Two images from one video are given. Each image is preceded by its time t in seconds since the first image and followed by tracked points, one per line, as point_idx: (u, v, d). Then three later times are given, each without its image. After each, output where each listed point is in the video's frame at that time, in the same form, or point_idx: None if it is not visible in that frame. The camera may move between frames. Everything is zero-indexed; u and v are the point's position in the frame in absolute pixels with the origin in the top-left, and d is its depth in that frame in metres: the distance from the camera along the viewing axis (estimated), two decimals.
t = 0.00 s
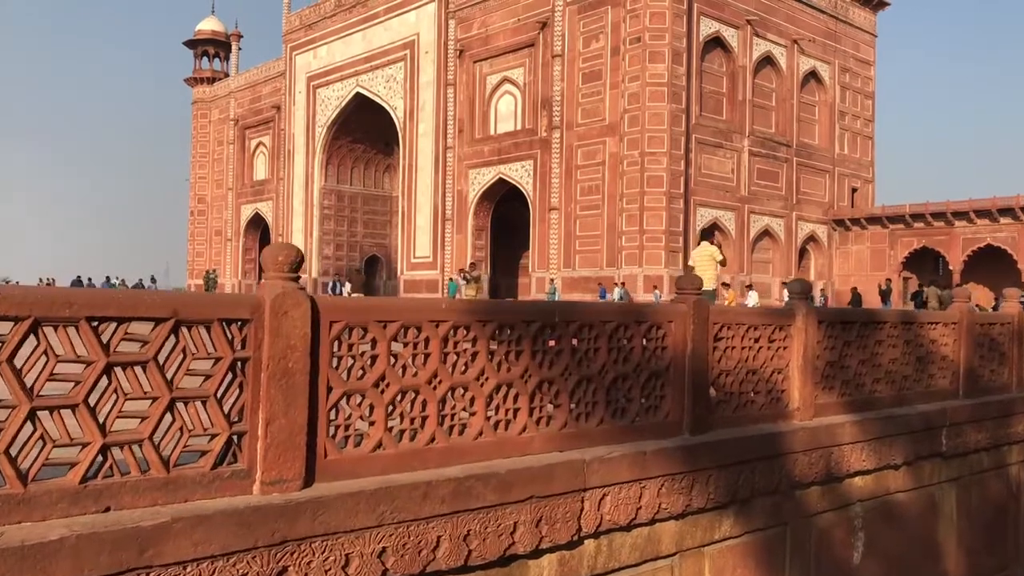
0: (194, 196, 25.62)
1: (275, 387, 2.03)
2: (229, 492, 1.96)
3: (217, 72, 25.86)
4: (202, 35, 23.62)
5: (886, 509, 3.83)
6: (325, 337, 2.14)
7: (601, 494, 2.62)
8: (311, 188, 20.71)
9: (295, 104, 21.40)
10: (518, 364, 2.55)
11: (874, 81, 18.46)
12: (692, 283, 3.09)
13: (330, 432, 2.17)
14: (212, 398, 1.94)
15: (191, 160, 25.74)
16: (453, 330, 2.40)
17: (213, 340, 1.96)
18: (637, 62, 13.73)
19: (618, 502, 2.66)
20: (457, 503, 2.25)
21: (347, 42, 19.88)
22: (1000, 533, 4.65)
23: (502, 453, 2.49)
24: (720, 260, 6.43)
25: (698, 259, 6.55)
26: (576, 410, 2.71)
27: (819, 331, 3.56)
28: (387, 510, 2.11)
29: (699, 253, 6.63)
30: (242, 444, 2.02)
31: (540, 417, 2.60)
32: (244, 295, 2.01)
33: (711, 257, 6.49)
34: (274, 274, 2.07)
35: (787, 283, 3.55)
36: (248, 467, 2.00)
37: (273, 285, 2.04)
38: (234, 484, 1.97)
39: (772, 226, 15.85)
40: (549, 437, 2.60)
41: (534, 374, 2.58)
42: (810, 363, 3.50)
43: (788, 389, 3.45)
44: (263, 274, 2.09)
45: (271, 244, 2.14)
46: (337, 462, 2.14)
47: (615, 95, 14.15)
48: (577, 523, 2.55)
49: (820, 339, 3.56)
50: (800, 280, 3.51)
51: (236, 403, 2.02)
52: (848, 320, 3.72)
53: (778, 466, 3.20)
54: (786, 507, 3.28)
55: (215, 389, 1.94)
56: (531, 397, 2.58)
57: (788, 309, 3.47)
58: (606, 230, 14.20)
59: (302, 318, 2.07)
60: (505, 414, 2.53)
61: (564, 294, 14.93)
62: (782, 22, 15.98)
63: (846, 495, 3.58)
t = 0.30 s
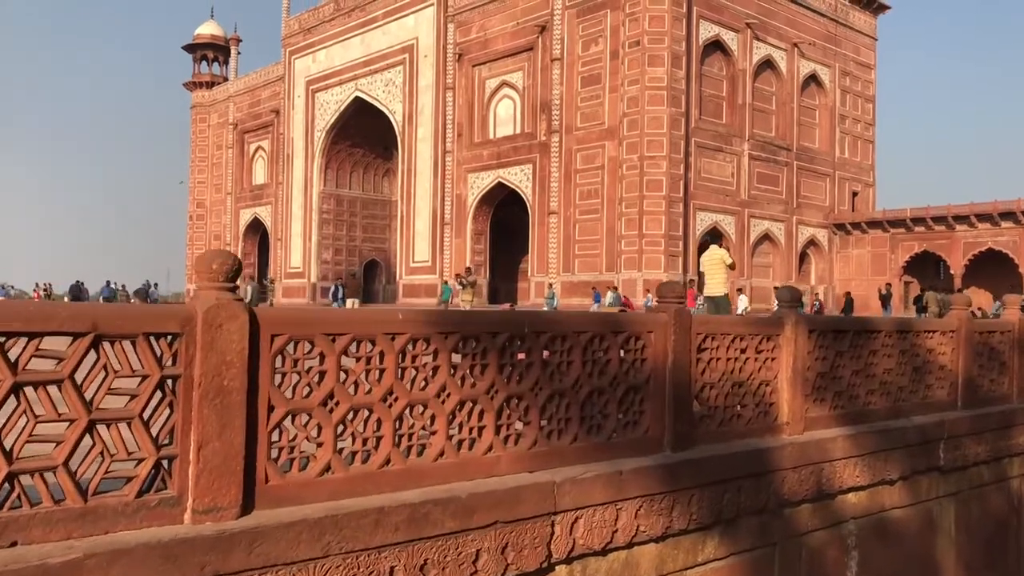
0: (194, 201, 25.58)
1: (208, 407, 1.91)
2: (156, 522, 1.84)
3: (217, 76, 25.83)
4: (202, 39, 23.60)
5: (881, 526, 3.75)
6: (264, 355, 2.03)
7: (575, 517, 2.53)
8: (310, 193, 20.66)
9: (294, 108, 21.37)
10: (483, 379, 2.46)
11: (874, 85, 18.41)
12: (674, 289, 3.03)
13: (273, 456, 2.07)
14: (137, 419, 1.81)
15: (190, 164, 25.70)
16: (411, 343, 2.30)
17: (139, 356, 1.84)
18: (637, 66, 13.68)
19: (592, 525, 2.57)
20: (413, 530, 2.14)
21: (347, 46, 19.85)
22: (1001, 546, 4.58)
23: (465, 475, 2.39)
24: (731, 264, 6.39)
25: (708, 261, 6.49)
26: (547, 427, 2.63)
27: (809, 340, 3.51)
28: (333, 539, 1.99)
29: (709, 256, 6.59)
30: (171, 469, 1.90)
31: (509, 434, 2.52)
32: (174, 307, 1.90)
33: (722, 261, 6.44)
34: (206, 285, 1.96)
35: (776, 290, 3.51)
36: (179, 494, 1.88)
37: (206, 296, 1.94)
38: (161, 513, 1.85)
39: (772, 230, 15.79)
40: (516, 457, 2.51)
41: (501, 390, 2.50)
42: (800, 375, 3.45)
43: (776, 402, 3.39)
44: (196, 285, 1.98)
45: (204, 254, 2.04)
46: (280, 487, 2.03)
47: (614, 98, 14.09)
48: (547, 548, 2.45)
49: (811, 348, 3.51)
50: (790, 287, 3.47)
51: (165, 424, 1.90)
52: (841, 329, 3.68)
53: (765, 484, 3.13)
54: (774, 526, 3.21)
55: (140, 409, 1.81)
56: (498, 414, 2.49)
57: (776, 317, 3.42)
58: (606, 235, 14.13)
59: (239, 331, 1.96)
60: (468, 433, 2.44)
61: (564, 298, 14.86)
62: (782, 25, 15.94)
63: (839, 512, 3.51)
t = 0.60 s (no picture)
0: (192, 213, 25.55)
1: (96, 422, 1.85)
2: (37, 546, 1.78)
3: (216, 89, 25.87)
4: (202, 52, 23.65)
5: (858, 543, 3.68)
6: (165, 366, 1.99)
7: (518, 537, 2.47)
8: (309, 206, 20.64)
9: (294, 120, 21.38)
10: (418, 390, 2.41)
11: (873, 96, 18.41)
12: (631, 297, 2.97)
13: (177, 475, 2.02)
14: (14, 432, 1.75)
15: (189, 177, 25.69)
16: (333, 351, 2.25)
17: (20, 366, 1.79)
18: (634, 78, 13.68)
19: (538, 545, 2.52)
20: (332, 553, 2.08)
21: (345, 59, 19.87)
22: (988, 562, 4.50)
23: (397, 492, 2.33)
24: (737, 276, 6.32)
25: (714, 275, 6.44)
26: (490, 441, 2.58)
27: (779, 348, 3.45)
28: (238, 562, 1.94)
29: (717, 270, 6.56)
30: (57, 488, 1.84)
31: (447, 449, 2.48)
32: (60, 314, 1.86)
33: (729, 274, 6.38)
34: (98, 288, 1.93)
35: (744, 297, 3.46)
36: (63, 515, 1.82)
37: (97, 301, 1.89)
38: (42, 536, 1.79)
39: (771, 242, 15.74)
40: (453, 474, 2.45)
41: (438, 403, 2.45)
42: (769, 385, 3.39)
43: (743, 415, 3.34)
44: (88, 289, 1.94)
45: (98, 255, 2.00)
46: (183, 507, 1.98)
47: (611, 110, 14.08)
48: (487, 570, 2.40)
49: (780, 357, 3.45)
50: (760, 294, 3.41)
51: (50, 439, 1.84)
52: (816, 338, 3.62)
53: (731, 500, 3.07)
54: (742, 544, 3.14)
55: (18, 422, 1.74)
56: (433, 427, 2.43)
57: (744, 325, 3.36)
58: (603, 246, 14.09)
59: (134, 337, 1.91)
60: (401, 449, 2.37)
61: (561, 310, 14.81)
62: (779, 37, 15.94)
63: (813, 529, 3.45)
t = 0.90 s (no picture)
0: (190, 227, 25.52)
1: None
2: None
3: (215, 103, 25.91)
4: (201, 66, 23.73)
5: (835, 568, 3.56)
6: (55, 392, 1.78)
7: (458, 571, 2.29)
8: (306, 219, 20.62)
9: (292, 134, 21.39)
10: (347, 413, 2.23)
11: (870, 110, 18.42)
12: (584, 312, 2.82)
13: (70, 509, 1.82)
14: None
15: (187, 191, 25.67)
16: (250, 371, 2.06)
17: None
18: (631, 91, 13.68)
19: None
20: None
21: (343, 73, 19.91)
22: None
23: (323, 523, 2.14)
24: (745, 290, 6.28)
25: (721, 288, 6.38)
26: (428, 467, 2.42)
27: (748, 366, 3.37)
28: None
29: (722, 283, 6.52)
30: None
31: (379, 475, 2.31)
32: None
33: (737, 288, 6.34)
34: None
35: (713, 312, 3.37)
36: None
37: None
38: None
39: (769, 255, 15.70)
40: (386, 502, 2.27)
41: (369, 426, 2.27)
42: (736, 405, 3.30)
43: (709, 436, 3.24)
44: None
45: None
46: (74, 543, 1.78)
47: (608, 123, 14.07)
48: None
49: (748, 375, 3.37)
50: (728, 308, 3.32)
51: None
52: (788, 354, 3.57)
53: (693, 526, 2.93)
54: (707, 571, 3.01)
55: None
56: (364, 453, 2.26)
57: (710, 342, 3.28)
58: (601, 260, 14.04)
59: (19, 357, 1.71)
60: (328, 476, 2.20)
61: (558, 324, 14.74)
62: (776, 51, 15.96)
63: (785, 555, 3.32)
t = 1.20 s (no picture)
0: (188, 243, 25.50)
1: None
2: None
3: (213, 118, 25.96)
4: (200, 82, 23.79)
5: None
6: None
7: None
8: (304, 234, 20.62)
9: (290, 149, 21.40)
10: (271, 432, 2.15)
11: (868, 124, 18.42)
12: (539, 322, 2.78)
13: None
14: None
15: (186, 207, 25.68)
16: (157, 388, 1.97)
17: None
18: (627, 106, 13.69)
19: None
20: None
21: (341, 89, 19.95)
22: None
23: (238, 548, 2.05)
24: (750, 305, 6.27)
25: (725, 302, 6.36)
26: (363, 489, 2.33)
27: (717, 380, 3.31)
28: None
29: (726, 297, 6.51)
30: None
31: (309, 497, 2.23)
32: None
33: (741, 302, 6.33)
34: None
35: (679, 323, 3.31)
36: None
37: None
38: None
39: (767, 270, 15.66)
40: (314, 526, 2.18)
41: (295, 445, 2.19)
42: (705, 421, 3.23)
43: (676, 453, 3.17)
44: None
45: None
46: None
47: (605, 138, 14.08)
48: None
49: (717, 389, 3.31)
50: (695, 318, 3.26)
51: None
52: (762, 368, 3.51)
53: (656, 548, 2.86)
54: None
55: None
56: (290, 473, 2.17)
57: (675, 355, 3.22)
58: (598, 274, 14.01)
59: None
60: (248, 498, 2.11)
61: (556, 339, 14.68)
62: (773, 66, 15.97)
63: None
